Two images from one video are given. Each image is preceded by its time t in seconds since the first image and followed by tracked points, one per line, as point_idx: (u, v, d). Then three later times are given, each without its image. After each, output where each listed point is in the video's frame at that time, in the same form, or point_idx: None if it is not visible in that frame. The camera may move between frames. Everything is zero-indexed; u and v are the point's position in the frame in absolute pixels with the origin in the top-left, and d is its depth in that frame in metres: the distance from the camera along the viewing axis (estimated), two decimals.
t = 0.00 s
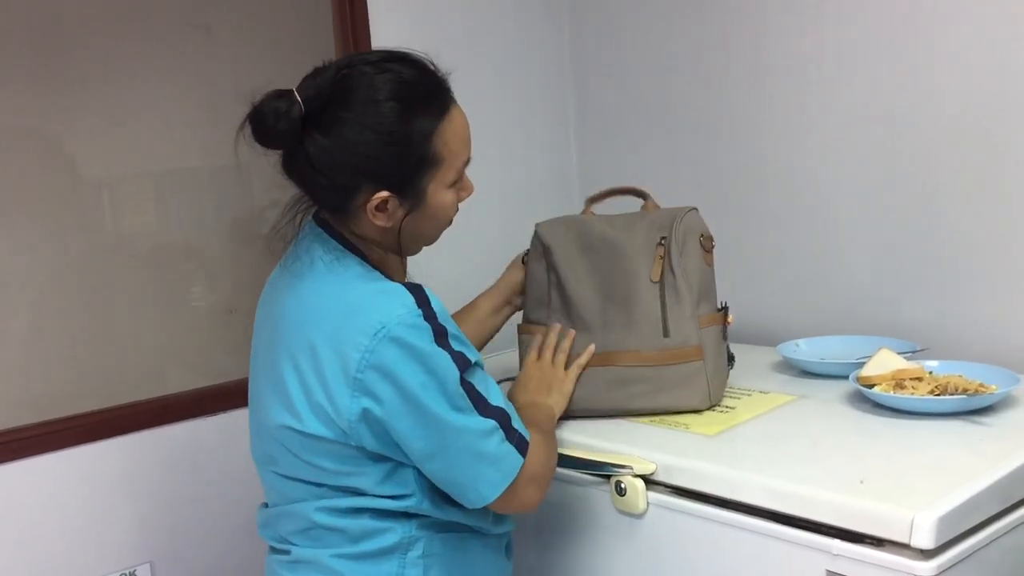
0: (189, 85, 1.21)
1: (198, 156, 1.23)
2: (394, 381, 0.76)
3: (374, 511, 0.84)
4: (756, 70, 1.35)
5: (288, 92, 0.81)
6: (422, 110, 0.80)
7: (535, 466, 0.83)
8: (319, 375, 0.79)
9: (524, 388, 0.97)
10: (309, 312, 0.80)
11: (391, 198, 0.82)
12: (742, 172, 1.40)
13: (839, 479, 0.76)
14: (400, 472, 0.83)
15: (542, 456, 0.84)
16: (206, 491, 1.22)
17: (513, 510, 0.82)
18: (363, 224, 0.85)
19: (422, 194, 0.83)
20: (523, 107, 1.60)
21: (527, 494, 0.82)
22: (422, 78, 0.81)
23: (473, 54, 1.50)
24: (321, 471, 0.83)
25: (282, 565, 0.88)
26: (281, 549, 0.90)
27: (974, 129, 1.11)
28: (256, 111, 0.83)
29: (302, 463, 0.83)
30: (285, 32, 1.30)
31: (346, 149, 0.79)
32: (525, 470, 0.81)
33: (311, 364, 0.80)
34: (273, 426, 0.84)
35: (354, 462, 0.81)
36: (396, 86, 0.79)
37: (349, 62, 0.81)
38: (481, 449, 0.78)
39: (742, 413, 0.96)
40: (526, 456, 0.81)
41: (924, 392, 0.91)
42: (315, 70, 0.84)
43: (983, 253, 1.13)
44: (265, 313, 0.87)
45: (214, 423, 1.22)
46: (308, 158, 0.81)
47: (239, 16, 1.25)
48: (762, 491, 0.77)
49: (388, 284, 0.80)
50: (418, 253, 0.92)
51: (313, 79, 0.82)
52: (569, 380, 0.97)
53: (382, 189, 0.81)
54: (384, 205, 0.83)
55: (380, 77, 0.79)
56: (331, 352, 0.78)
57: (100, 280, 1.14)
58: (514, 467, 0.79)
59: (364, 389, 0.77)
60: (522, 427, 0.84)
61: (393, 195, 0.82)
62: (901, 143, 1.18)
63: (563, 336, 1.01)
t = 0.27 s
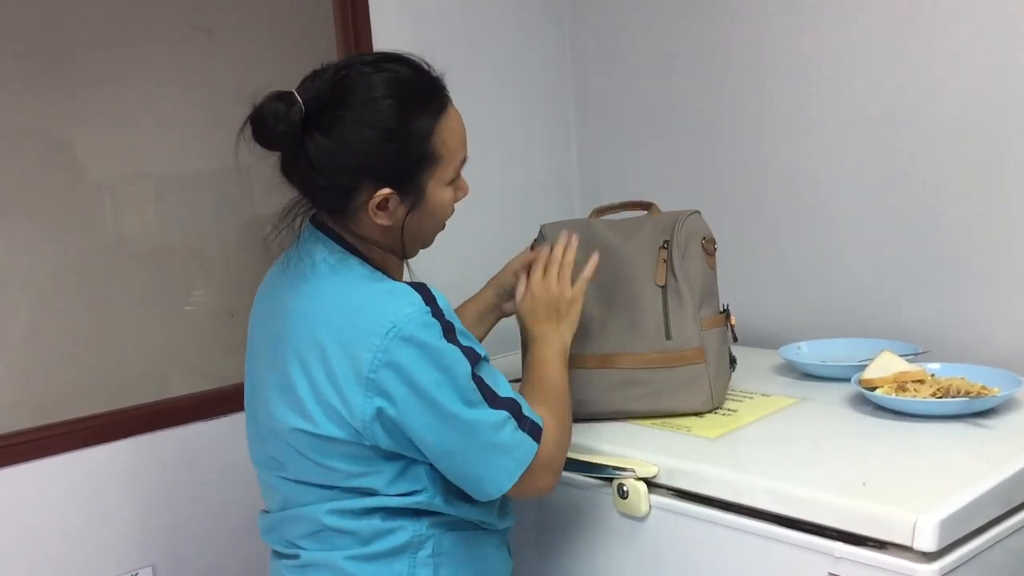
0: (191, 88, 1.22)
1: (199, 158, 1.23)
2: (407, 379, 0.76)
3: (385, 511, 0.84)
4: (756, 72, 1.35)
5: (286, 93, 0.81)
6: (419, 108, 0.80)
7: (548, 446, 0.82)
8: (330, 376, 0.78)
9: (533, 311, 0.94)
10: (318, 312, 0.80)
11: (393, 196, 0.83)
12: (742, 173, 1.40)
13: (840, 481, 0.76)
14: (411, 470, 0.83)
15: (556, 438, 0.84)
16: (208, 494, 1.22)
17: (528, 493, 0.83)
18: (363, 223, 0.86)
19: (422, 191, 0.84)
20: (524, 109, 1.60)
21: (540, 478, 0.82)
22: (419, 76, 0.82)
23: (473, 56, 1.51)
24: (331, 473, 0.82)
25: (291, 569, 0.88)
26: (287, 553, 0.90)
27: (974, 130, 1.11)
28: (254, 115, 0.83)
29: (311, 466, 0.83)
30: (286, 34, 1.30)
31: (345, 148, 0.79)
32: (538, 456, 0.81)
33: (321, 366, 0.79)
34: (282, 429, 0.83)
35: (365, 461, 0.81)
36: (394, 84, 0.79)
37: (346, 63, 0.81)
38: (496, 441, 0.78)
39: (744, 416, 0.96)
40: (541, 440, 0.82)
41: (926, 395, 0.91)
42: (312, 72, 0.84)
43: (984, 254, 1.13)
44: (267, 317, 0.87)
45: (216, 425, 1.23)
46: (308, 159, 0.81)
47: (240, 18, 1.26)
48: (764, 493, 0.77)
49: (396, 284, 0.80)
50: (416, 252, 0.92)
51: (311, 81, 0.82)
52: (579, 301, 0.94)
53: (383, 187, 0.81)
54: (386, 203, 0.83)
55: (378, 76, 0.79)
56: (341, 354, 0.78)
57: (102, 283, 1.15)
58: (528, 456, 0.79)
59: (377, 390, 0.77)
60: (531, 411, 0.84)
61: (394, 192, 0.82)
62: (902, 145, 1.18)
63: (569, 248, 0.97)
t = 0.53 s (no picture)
0: (191, 90, 1.22)
1: (199, 161, 1.23)
2: (403, 380, 0.76)
3: (380, 514, 0.84)
4: (756, 72, 1.35)
5: (269, 100, 0.81)
6: (402, 103, 0.80)
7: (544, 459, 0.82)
8: (325, 379, 0.78)
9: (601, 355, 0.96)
10: (313, 315, 0.80)
11: (384, 193, 0.83)
12: (742, 175, 1.40)
13: (839, 484, 0.76)
14: (406, 473, 0.83)
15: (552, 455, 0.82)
16: (208, 496, 1.22)
17: (517, 501, 0.82)
18: (354, 225, 0.85)
19: (411, 187, 0.84)
20: (523, 111, 1.60)
21: (529, 486, 0.81)
22: (399, 74, 0.82)
23: (473, 58, 1.51)
24: (327, 477, 0.82)
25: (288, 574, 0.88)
26: (283, 558, 0.89)
27: (974, 131, 1.11)
28: (238, 126, 0.83)
29: (308, 470, 0.83)
30: (285, 36, 1.30)
31: (332, 148, 0.79)
32: (531, 463, 0.80)
33: (316, 370, 0.79)
34: (277, 433, 0.83)
35: (361, 464, 0.81)
36: (376, 81, 0.79)
37: (326, 66, 0.82)
38: (493, 442, 0.78)
39: (743, 418, 0.96)
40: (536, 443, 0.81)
41: (925, 396, 0.91)
42: (293, 79, 0.84)
43: (984, 256, 1.13)
44: (260, 322, 0.87)
45: (216, 428, 1.23)
46: (297, 163, 0.81)
47: (240, 20, 1.26)
48: (764, 496, 0.77)
49: (391, 286, 0.81)
50: (409, 252, 0.92)
51: (293, 87, 0.82)
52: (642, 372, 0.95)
53: (373, 184, 0.81)
54: (377, 201, 0.83)
55: (359, 75, 0.80)
56: (337, 357, 0.78)
57: (102, 286, 1.15)
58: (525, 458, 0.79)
59: (373, 392, 0.77)
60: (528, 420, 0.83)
61: (385, 188, 0.82)
62: (903, 146, 1.18)
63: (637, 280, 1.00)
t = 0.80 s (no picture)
0: (191, 91, 1.22)
1: (198, 162, 1.23)
2: (388, 384, 0.76)
3: (374, 516, 0.84)
4: (756, 73, 1.35)
5: (260, 102, 0.81)
6: (395, 103, 0.80)
7: (543, 451, 0.80)
8: (314, 381, 0.79)
9: (589, 305, 0.91)
10: (303, 317, 0.80)
11: (377, 194, 0.82)
12: (742, 176, 1.40)
13: (839, 485, 0.76)
14: (399, 475, 0.82)
15: (551, 443, 0.81)
16: (208, 498, 1.22)
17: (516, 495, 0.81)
18: (348, 226, 0.85)
19: (405, 187, 0.83)
20: (523, 112, 1.60)
21: (534, 481, 0.80)
22: (391, 73, 0.82)
23: (473, 59, 1.51)
24: (317, 480, 0.82)
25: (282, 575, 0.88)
26: (278, 560, 0.89)
27: (974, 132, 1.11)
28: (229, 128, 0.83)
29: (299, 472, 0.83)
30: (284, 36, 1.30)
31: (323, 149, 0.78)
32: (525, 460, 0.79)
33: (305, 372, 0.79)
34: (269, 436, 0.83)
35: (351, 467, 0.81)
36: (367, 82, 0.79)
37: (318, 67, 0.82)
38: (480, 443, 0.77)
39: (742, 418, 0.96)
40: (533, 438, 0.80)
41: (925, 397, 0.91)
42: (285, 80, 0.84)
43: (984, 257, 1.13)
44: (255, 324, 0.87)
45: (216, 429, 1.22)
46: (288, 165, 0.81)
47: (239, 21, 1.26)
48: (763, 496, 0.77)
49: (381, 288, 0.80)
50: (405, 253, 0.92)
51: (284, 89, 0.82)
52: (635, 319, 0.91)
53: (365, 186, 0.81)
54: (370, 202, 0.83)
55: (351, 76, 0.79)
56: (324, 360, 0.78)
57: (101, 287, 1.15)
58: (516, 458, 0.78)
59: (360, 395, 0.77)
60: (523, 410, 0.82)
61: (378, 189, 0.82)
62: (903, 147, 1.18)
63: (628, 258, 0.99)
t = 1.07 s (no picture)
0: (190, 90, 1.21)
1: (198, 160, 1.23)
2: (397, 384, 0.76)
3: (379, 515, 0.84)
4: (756, 72, 1.35)
5: (263, 104, 0.81)
6: (398, 106, 0.80)
7: (543, 439, 0.82)
8: (320, 382, 0.78)
9: (560, 299, 0.94)
10: (308, 318, 0.80)
11: (378, 198, 0.83)
12: (743, 174, 1.39)
13: (840, 483, 0.75)
14: (404, 474, 0.83)
15: (549, 431, 0.83)
16: (208, 496, 1.22)
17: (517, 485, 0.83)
18: (349, 229, 0.85)
19: (407, 191, 0.83)
20: (523, 111, 1.60)
21: (534, 469, 0.82)
22: (394, 76, 0.82)
23: (473, 57, 1.50)
24: (323, 480, 0.82)
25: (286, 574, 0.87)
26: (282, 559, 0.89)
27: (974, 130, 1.11)
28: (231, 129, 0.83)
29: (304, 473, 0.83)
30: (284, 35, 1.30)
31: (325, 153, 0.78)
32: (531, 448, 0.81)
33: (312, 373, 0.79)
34: (274, 437, 0.83)
35: (357, 466, 0.81)
36: (369, 85, 0.79)
37: (321, 69, 0.81)
38: (490, 435, 0.78)
39: (742, 417, 0.95)
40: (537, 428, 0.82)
41: (926, 395, 0.91)
42: (288, 81, 0.84)
43: (985, 254, 1.12)
44: (257, 325, 0.87)
45: (216, 428, 1.22)
46: (290, 168, 0.81)
47: (239, 20, 1.25)
48: (764, 495, 0.77)
49: (386, 288, 0.80)
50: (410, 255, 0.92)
51: (286, 91, 0.82)
52: (606, 311, 0.93)
53: (366, 190, 0.81)
54: (372, 205, 0.83)
55: (355, 78, 0.79)
56: (331, 361, 0.78)
57: (101, 285, 1.14)
58: (523, 446, 0.80)
59: (367, 395, 0.77)
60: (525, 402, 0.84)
61: (379, 194, 0.82)
62: (904, 145, 1.18)
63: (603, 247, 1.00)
